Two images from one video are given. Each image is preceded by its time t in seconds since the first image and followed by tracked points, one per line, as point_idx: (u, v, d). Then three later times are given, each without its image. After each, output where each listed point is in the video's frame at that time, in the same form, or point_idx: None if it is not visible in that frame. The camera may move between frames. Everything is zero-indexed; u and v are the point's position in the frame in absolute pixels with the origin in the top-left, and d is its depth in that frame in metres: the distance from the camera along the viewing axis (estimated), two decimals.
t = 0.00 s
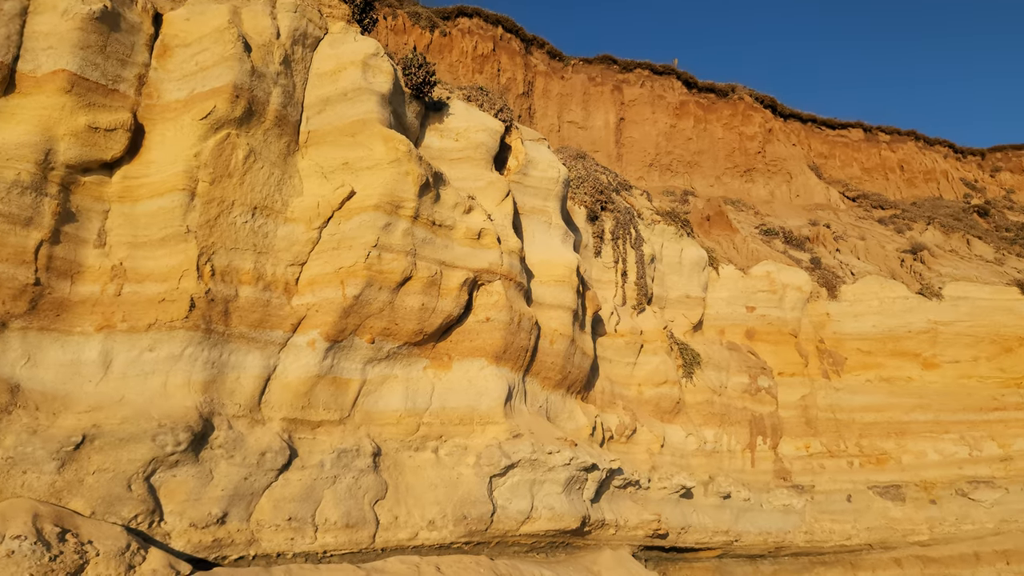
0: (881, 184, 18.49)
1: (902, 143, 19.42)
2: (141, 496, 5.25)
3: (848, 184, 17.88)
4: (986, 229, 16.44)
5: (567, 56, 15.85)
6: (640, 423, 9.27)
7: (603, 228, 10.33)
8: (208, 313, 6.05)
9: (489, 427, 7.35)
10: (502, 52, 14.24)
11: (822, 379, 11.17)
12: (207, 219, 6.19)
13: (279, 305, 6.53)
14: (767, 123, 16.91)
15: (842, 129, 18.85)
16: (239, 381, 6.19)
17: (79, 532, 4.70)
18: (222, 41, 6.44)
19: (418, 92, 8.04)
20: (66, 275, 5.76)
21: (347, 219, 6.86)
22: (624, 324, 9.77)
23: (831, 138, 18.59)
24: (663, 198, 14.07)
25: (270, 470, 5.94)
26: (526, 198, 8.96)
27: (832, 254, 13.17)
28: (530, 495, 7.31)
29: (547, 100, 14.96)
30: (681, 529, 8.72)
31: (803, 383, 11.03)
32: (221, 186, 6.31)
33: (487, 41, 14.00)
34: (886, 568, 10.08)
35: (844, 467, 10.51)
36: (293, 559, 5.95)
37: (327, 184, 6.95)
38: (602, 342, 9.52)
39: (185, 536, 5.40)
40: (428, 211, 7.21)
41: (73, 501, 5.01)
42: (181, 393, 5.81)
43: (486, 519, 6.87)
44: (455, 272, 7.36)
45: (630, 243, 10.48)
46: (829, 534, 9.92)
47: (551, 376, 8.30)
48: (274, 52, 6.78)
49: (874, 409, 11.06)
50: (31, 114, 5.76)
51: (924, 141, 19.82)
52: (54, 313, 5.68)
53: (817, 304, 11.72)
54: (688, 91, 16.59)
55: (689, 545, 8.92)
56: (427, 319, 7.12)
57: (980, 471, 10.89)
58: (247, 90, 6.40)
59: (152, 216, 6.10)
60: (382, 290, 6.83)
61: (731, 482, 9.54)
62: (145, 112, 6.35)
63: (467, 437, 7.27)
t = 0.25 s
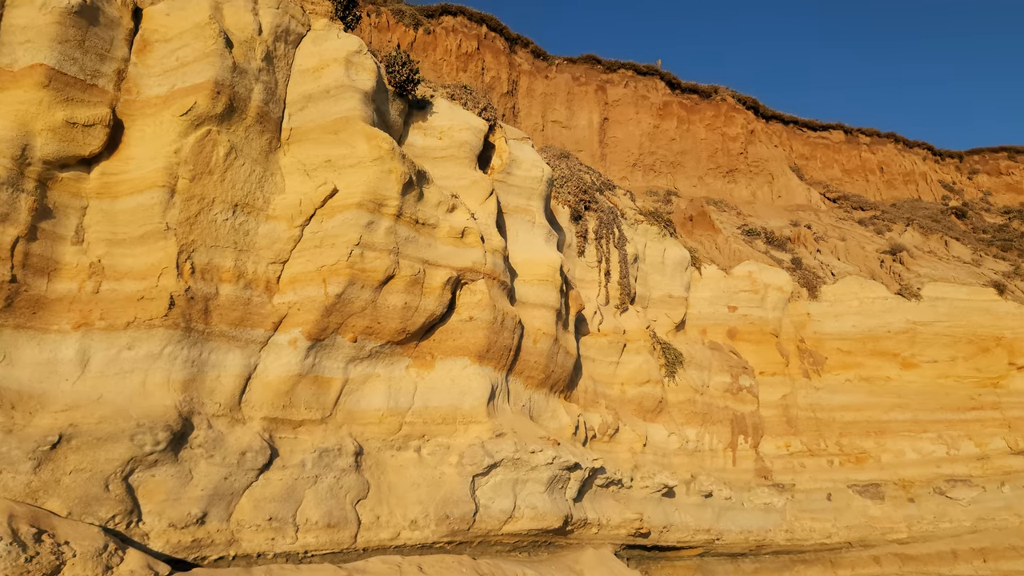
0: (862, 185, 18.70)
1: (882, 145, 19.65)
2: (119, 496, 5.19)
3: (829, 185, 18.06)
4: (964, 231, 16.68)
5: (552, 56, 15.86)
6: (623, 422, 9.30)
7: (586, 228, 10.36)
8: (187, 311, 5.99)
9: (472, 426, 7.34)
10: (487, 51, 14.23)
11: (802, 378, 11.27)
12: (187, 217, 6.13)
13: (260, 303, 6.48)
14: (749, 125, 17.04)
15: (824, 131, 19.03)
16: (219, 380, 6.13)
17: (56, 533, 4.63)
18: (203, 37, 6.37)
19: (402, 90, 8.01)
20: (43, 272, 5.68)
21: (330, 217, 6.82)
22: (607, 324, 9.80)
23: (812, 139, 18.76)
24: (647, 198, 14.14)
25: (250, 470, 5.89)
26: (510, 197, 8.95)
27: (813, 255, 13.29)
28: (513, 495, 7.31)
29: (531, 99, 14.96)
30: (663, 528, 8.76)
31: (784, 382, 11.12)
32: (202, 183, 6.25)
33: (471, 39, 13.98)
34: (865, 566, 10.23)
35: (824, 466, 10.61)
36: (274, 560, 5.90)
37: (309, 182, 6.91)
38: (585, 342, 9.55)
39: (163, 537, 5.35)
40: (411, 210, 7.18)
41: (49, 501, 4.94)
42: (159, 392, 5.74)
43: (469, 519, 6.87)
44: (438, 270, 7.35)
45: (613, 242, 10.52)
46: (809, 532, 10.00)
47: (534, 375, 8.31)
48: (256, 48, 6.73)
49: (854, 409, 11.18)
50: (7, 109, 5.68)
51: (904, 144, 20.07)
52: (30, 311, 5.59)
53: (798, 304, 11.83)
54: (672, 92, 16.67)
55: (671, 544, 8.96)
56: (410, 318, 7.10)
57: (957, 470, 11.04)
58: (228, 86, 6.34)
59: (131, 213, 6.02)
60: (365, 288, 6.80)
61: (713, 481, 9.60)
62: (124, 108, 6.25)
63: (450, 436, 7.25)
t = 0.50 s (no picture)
0: (850, 187, 18.83)
1: (870, 147, 19.79)
2: (103, 495, 5.15)
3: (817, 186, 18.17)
4: (950, 233, 16.84)
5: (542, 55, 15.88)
6: (611, 421, 9.33)
7: (576, 228, 10.38)
8: (174, 309, 5.96)
9: (460, 425, 7.33)
10: (477, 50, 14.22)
11: (790, 378, 11.33)
12: (175, 214, 6.09)
13: (247, 301, 6.45)
14: (738, 126, 17.13)
15: (812, 133, 19.14)
16: (206, 378, 6.09)
17: (40, 531, 4.59)
18: (191, 33, 6.33)
19: (391, 88, 8.00)
20: (28, 269, 5.64)
21: (318, 215, 6.79)
22: (596, 323, 9.82)
23: (801, 141, 18.87)
24: (636, 198, 14.19)
25: (237, 469, 5.86)
26: (499, 196, 8.95)
27: (801, 256, 13.37)
28: (501, 494, 7.32)
29: (522, 98, 14.97)
30: (651, 527, 8.79)
31: (772, 382, 11.18)
32: (189, 180, 6.21)
33: (462, 38, 13.97)
34: (851, 565, 10.31)
35: (810, 466, 10.68)
36: (260, 559, 5.88)
37: (297, 179, 6.88)
38: (574, 341, 9.57)
39: (149, 535, 5.31)
40: (400, 208, 7.17)
41: (33, 499, 4.90)
42: (145, 390, 5.69)
43: (457, 518, 6.86)
44: (427, 269, 7.34)
45: (603, 242, 10.54)
46: (795, 532, 10.06)
47: (522, 375, 8.31)
48: (245, 45, 6.69)
49: (840, 409, 11.26)
50: None
51: (892, 146, 20.23)
52: (15, 307, 5.55)
53: (786, 305, 11.91)
54: (662, 93, 16.73)
55: (658, 543, 8.99)
56: (399, 317, 7.09)
57: (942, 470, 11.14)
58: (216, 83, 6.30)
59: (118, 209, 5.98)
60: (354, 286, 6.78)
61: (700, 480, 9.64)
62: (111, 104, 6.20)
63: (438, 435, 7.24)
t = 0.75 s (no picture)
0: (834, 190, 19.00)
1: (855, 150, 19.97)
2: (81, 492, 5.08)
3: (802, 189, 18.31)
4: (931, 237, 17.04)
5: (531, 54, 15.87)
6: (595, 421, 9.36)
7: (563, 227, 10.39)
8: (156, 305, 5.89)
9: (445, 424, 7.32)
10: (466, 48, 14.19)
11: (773, 379, 11.42)
12: (157, 209, 6.03)
13: (231, 297, 6.39)
14: (725, 128, 17.23)
15: (798, 136, 19.29)
16: (188, 375, 6.03)
17: (16, 529, 4.52)
18: (176, 26, 6.25)
19: (379, 85, 7.95)
20: (6, 263, 5.56)
21: (304, 211, 6.74)
22: (582, 323, 9.84)
23: (787, 143, 19.01)
24: (623, 199, 14.23)
25: (218, 467, 5.81)
26: (486, 195, 8.94)
27: (785, 258, 13.47)
28: (485, 492, 7.31)
29: (510, 97, 14.96)
30: (633, 526, 8.82)
31: (755, 383, 11.25)
32: (172, 175, 6.14)
33: (450, 36, 13.93)
34: (830, 564, 10.32)
35: (792, 466, 10.77)
36: (241, 557, 5.83)
37: (283, 175, 6.83)
38: (560, 341, 9.58)
39: (128, 533, 5.25)
40: (387, 206, 7.13)
41: (9, 496, 4.83)
42: (126, 387, 5.62)
43: (440, 517, 6.85)
44: (413, 267, 7.31)
45: (590, 242, 10.55)
46: (776, 531, 10.13)
47: (508, 374, 8.31)
48: (230, 39, 6.62)
49: (822, 410, 11.37)
50: None
51: (875, 150, 20.43)
52: None
53: (769, 306, 12.01)
54: (649, 94, 16.78)
55: (641, 542, 9.02)
56: (384, 315, 7.06)
57: (921, 471, 11.28)
58: (201, 77, 6.23)
59: (99, 204, 5.91)
60: (339, 284, 6.74)
61: (683, 480, 9.69)
62: (93, 96, 6.12)
63: (423, 434, 7.22)
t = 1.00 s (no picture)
0: (816, 192, 19.18)
1: (837, 152, 20.17)
2: (57, 491, 5.00)
3: (784, 190, 18.47)
4: (911, 239, 17.26)
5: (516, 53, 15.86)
6: (578, 420, 9.38)
7: (547, 226, 10.39)
8: (135, 301, 5.82)
9: (428, 423, 7.29)
10: (451, 45, 14.15)
11: (754, 379, 11.51)
12: (136, 204, 5.95)
13: (211, 294, 6.32)
14: (709, 129, 17.34)
15: (780, 138, 19.44)
16: (167, 373, 5.95)
17: None
18: (157, 20, 6.18)
19: (363, 82, 7.91)
20: None
21: (286, 208, 6.69)
22: (565, 322, 9.86)
23: (770, 145, 19.16)
24: (608, 198, 14.26)
25: (197, 465, 5.75)
26: (471, 193, 8.92)
27: (767, 258, 13.58)
28: (468, 491, 7.30)
29: (495, 96, 14.94)
30: (616, 525, 8.84)
31: (736, 383, 11.34)
32: (152, 170, 6.07)
33: (436, 33, 13.88)
34: (810, 562, 10.40)
35: (773, 465, 10.86)
36: (220, 557, 5.78)
37: (265, 171, 6.77)
38: (544, 340, 9.59)
39: (105, 533, 5.18)
40: (370, 203, 7.09)
41: None
42: (103, 384, 5.54)
43: (423, 516, 6.83)
44: (397, 265, 7.28)
45: (574, 241, 10.57)
46: (757, 530, 10.20)
47: (491, 373, 8.30)
48: (212, 33, 6.55)
49: (803, 409, 11.48)
50: None
51: (857, 152, 20.65)
52: None
53: (751, 307, 12.11)
54: (634, 94, 16.84)
55: (623, 541, 9.05)
56: (367, 313, 7.02)
57: (899, 469, 11.42)
58: (182, 71, 6.16)
59: (77, 198, 5.82)
60: (321, 281, 6.70)
61: (665, 479, 9.74)
62: (71, 90, 6.04)
63: (405, 432, 7.19)
